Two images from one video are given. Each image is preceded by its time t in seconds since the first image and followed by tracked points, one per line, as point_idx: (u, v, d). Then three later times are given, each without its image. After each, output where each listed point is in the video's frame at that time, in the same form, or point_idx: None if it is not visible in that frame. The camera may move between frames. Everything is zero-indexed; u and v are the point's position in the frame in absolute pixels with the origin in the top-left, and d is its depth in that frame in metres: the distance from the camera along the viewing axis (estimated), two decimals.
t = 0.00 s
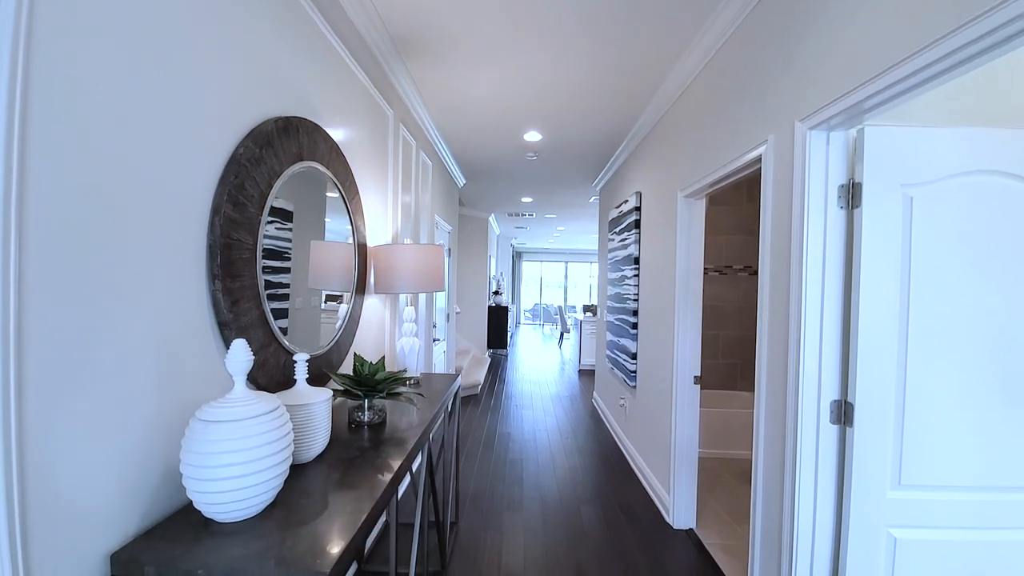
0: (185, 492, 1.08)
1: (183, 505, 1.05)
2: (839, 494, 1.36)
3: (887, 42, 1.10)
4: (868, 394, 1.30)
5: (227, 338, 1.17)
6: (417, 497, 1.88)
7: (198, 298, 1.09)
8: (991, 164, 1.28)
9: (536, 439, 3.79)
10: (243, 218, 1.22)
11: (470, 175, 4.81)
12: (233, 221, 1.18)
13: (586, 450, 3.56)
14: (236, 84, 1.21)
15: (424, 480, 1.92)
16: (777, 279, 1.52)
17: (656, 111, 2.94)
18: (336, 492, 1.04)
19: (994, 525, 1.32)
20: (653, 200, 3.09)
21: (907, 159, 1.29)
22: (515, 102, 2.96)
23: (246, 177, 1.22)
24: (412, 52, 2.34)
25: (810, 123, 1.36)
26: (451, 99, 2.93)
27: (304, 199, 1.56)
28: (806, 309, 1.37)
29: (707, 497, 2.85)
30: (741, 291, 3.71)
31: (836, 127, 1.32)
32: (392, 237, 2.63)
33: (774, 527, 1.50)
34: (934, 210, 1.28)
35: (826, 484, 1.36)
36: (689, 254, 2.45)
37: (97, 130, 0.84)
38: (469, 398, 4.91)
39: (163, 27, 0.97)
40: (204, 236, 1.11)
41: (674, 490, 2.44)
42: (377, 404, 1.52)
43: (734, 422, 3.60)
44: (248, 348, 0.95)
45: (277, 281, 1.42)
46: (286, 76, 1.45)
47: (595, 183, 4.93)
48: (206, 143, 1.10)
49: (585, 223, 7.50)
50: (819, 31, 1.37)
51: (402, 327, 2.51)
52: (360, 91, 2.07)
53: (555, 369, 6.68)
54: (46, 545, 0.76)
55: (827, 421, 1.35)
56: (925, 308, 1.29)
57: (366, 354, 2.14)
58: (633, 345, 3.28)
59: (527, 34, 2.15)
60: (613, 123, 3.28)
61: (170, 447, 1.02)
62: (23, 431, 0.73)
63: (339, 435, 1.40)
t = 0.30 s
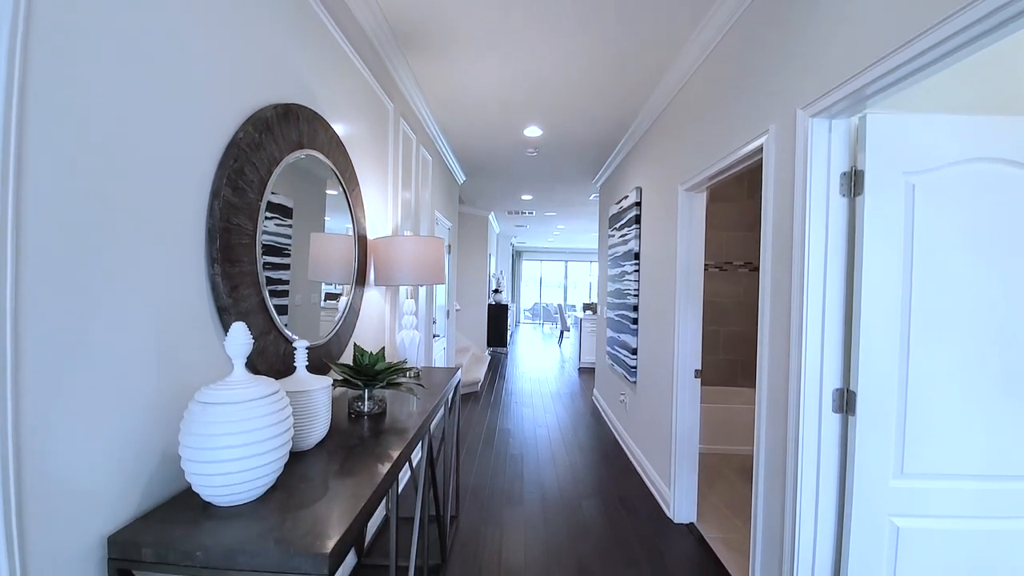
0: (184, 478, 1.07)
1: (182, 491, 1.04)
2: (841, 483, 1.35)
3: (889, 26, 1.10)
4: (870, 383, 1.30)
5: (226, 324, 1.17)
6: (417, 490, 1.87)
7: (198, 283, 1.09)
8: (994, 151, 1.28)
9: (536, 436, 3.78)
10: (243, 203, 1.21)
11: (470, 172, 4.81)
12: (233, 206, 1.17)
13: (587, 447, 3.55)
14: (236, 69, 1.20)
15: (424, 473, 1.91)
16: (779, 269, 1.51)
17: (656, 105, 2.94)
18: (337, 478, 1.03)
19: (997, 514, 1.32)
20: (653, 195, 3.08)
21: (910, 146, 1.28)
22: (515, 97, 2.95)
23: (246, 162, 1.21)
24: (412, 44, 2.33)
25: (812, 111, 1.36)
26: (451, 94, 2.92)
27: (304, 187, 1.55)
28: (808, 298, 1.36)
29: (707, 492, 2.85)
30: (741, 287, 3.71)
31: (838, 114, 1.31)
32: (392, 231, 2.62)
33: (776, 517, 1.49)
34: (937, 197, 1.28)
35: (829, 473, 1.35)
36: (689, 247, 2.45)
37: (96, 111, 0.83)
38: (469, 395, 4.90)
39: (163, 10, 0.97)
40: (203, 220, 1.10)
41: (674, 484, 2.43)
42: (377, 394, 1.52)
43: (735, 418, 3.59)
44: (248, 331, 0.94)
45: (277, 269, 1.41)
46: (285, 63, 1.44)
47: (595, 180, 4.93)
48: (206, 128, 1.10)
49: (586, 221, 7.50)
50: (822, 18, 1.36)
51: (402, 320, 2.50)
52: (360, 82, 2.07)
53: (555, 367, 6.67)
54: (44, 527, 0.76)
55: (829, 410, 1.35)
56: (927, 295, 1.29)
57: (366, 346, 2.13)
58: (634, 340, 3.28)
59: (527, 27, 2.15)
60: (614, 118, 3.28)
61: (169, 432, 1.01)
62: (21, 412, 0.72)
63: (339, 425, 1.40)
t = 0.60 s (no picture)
0: (184, 465, 1.07)
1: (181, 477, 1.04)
2: (840, 472, 1.36)
3: (885, 14, 1.10)
4: (868, 371, 1.30)
5: (226, 310, 1.17)
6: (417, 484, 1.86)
7: (197, 269, 1.09)
8: (991, 142, 1.29)
9: (535, 433, 3.79)
10: (242, 190, 1.21)
11: (470, 169, 4.81)
12: (233, 192, 1.17)
13: (586, 443, 3.56)
14: (236, 58, 1.20)
15: (424, 467, 1.90)
16: (777, 260, 1.52)
17: (654, 102, 2.94)
18: (337, 465, 1.04)
19: (996, 502, 1.32)
20: (652, 191, 3.08)
21: (907, 136, 1.29)
22: (515, 94, 2.95)
23: (246, 149, 1.21)
24: (411, 40, 2.33)
25: (810, 101, 1.37)
26: (451, 91, 2.93)
27: (304, 178, 1.56)
28: (806, 287, 1.37)
29: (707, 486, 2.85)
30: (740, 284, 3.72)
31: (836, 104, 1.32)
32: (391, 225, 2.62)
33: (775, 506, 1.49)
34: (934, 186, 1.28)
35: (827, 462, 1.36)
36: (688, 242, 2.45)
37: (96, 94, 0.83)
38: (468, 392, 4.90)
39: None
40: (204, 205, 1.10)
41: (673, 478, 2.44)
42: (377, 385, 1.52)
43: (734, 414, 3.60)
44: (247, 316, 0.95)
45: (277, 258, 1.41)
46: (285, 54, 1.44)
47: (595, 178, 4.93)
48: (206, 116, 1.10)
49: (584, 219, 7.50)
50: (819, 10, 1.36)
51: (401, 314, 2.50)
52: (359, 76, 2.07)
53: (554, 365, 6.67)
54: (45, 512, 0.75)
55: (827, 399, 1.35)
56: (924, 285, 1.29)
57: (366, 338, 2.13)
58: (633, 336, 3.28)
59: (526, 23, 2.15)
60: (613, 115, 3.28)
61: (169, 418, 1.01)
62: (21, 394, 0.72)
63: (339, 415, 1.40)
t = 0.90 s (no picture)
0: (184, 451, 1.08)
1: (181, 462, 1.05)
2: (836, 460, 1.37)
3: (881, 4, 1.11)
4: (863, 360, 1.31)
5: (226, 297, 1.17)
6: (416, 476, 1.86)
7: (197, 257, 1.09)
8: (984, 133, 1.30)
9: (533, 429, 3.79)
10: (242, 178, 1.21)
11: (468, 167, 4.82)
12: (233, 179, 1.18)
13: (584, 439, 3.57)
14: (235, 48, 1.21)
15: (423, 460, 1.91)
16: (774, 251, 1.53)
17: (651, 98, 2.95)
18: (337, 450, 1.04)
19: (990, 490, 1.33)
20: (650, 188, 3.09)
21: (902, 127, 1.30)
22: (513, 91, 2.96)
23: (246, 137, 1.22)
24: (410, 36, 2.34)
25: (807, 92, 1.37)
26: (449, 87, 2.93)
27: (304, 169, 1.56)
28: (802, 277, 1.38)
29: (704, 481, 2.87)
30: (738, 281, 3.73)
31: (832, 95, 1.33)
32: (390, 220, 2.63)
33: (772, 496, 1.51)
34: (929, 177, 1.30)
35: (823, 450, 1.37)
36: (686, 237, 2.46)
37: (98, 79, 0.83)
38: (467, 389, 4.91)
39: None
40: (204, 192, 1.11)
41: (671, 472, 2.45)
42: (376, 376, 1.52)
43: (731, 410, 3.61)
44: (247, 302, 0.95)
45: (276, 248, 1.42)
46: (284, 45, 1.45)
47: (593, 175, 4.94)
48: (206, 105, 1.10)
49: (583, 218, 7.51)
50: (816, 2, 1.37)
51: (400, 309, 2.50)
52: (358, 70, 2.07)
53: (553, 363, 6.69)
54: (47, 494, 0.76)
55: (823, 388, 1.37)
56: (919, 275, 1.31)
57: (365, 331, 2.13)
58: (631, 332, 3.29)
59: (524, 19, 2.15)
60: (611, 112, 3.29)
61: (169, 404, 1.02)
62: (23, 375, 0.72)
63: (338, 405, 1.40)
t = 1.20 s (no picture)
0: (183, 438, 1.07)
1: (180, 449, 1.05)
2: (833, 449, 1.37)
3: None
4: (861, 349, 1.32)
5: (225, 284, 1.17)
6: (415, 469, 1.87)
7: (196, 244, 1.09)
8: (981, 124, 1.31)
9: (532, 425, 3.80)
10: (241, 165, 1.21)
11: (466, 163, 4.81)
12: (231, 166, 1.17)
13: (582, 434, 3.58)
14: (235, 36, 1.20)
15: (422, 452, 1.91)
16: (772, 242, 1.53)
17: (650, 94, 2.95)
18: (336, 437, 1.05)
19: (988, 478, 1.34)
20: (648, 183, 3.10)
21: (900, 118, 1.31)
22: (512, 87, 2.96)
23: (244, 124, 1.22)
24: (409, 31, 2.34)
25: (804, 83, 1.38)
26: (448, 83, 2.93)
27: (303, 159, 1.56)
28: (800, 266, 1.38)
29: (702, 475, 2.88)
30: (736, 277, 3.74)
31: (830, 85, 1.33)
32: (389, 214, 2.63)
33: (769, 486, 1.51)
34: (927, 167, 1.30)
35: (820, 439, 1.37)
36: (684, 231, 2.47)
37: (98, 63, 0.83)
38: (465, 386, 4.91)
39: None
40: (203, 178, 1.10)
41: (669, 465, 2.46)
42: (374, 366, 1.53)
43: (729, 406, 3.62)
44: (246, 286, 0.95)
45: (275, 238, 1.42)
46: (283, 35, 1.44)
47: (591, 172, 4.94)
48: (205, 92, 1.10)
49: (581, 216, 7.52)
50: None
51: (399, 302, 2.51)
52: (357, 63, 2.07)
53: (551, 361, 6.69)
54: (46, 477, 0.75)
55: (821, 377, 1.37)
56: (917, 264, 1.31)
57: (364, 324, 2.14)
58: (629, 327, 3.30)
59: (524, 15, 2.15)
60: (610, 108, 3.29)
61: (167, 390, 1.01)
62: (21, 357, 0.72)
63: (336, 395, 1.40)
